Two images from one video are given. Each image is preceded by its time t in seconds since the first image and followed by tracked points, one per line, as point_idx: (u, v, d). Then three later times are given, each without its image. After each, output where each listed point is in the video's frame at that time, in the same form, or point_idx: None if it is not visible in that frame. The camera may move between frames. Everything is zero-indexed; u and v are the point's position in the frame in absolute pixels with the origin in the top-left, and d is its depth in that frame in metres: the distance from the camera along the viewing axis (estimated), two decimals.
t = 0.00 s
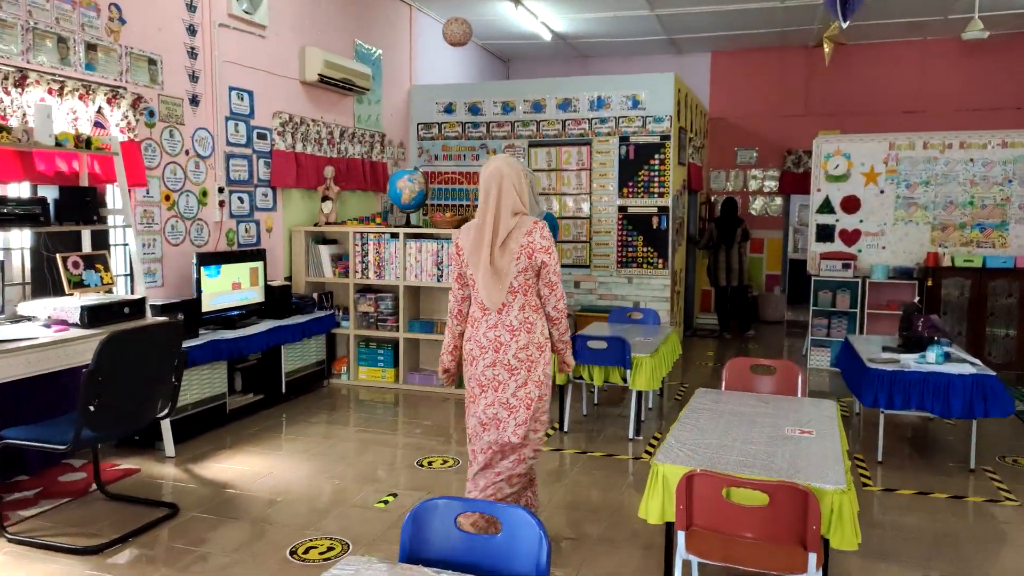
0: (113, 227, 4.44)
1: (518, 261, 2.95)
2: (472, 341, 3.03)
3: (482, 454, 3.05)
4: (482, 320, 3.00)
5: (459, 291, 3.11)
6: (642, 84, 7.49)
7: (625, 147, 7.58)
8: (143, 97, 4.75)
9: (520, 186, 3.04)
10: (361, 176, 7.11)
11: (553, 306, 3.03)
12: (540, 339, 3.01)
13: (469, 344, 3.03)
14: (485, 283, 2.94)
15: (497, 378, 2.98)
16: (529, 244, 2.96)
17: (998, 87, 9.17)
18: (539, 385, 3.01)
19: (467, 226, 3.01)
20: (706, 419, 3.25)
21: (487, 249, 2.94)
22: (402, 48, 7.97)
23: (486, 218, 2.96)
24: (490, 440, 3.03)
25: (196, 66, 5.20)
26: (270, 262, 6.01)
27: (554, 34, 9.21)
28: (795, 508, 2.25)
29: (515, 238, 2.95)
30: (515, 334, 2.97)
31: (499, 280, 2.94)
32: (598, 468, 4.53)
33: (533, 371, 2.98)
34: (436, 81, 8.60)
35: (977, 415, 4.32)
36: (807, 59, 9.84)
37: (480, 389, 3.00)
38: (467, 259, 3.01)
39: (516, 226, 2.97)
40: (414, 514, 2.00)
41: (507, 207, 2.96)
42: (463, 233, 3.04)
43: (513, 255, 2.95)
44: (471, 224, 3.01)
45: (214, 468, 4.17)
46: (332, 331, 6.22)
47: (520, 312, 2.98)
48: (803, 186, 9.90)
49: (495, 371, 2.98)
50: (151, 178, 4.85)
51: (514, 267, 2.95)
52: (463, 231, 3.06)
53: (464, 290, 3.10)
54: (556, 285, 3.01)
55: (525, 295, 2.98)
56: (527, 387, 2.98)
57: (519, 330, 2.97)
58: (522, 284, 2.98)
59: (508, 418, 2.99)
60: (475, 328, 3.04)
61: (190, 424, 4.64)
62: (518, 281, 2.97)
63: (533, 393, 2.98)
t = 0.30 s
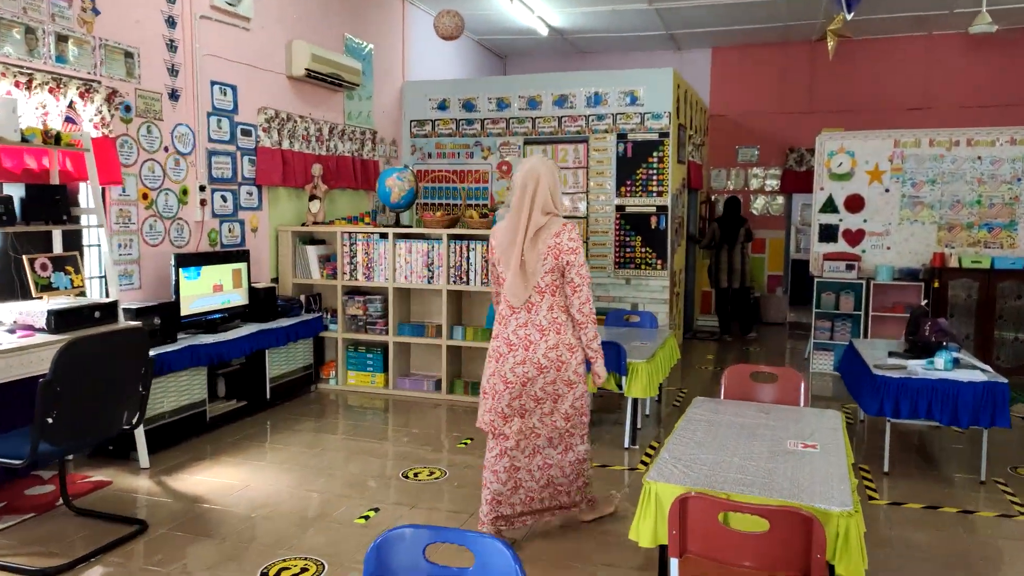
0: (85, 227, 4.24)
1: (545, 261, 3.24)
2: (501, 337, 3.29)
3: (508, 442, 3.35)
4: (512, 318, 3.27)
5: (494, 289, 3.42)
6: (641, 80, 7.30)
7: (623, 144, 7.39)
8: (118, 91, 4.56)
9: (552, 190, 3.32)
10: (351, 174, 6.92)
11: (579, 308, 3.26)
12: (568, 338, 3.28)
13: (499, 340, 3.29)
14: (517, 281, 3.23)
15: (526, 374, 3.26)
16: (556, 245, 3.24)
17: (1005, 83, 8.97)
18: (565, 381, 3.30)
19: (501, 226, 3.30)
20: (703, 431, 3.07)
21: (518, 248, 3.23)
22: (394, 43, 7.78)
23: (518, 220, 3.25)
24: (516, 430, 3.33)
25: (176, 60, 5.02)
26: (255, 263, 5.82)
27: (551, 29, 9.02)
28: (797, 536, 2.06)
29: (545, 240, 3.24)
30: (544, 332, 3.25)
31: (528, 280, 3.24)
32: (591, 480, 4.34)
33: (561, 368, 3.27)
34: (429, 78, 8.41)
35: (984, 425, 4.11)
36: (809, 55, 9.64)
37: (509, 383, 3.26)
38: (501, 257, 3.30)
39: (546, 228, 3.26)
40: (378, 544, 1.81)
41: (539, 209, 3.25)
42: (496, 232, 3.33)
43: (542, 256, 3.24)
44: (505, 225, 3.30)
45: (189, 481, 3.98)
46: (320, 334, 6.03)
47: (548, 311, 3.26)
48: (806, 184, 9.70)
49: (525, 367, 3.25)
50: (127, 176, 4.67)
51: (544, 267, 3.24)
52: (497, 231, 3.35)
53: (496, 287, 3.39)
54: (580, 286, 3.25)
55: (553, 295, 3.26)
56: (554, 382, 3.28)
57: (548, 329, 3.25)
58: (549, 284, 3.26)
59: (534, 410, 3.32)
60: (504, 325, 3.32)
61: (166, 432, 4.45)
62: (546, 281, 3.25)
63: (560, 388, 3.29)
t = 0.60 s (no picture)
0: (56, 226, 4.10)
1: (588, 253, 3.22)
2: (545, 329, 3.32)
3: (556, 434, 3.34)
4: (556, 309, 3.29)
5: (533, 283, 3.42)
6: (637, 77, 7.14)
7: (618, 142, 7.25)
8: (93, 86, 4.42)
9: (592, 181, 3.28)
10: (340, 173, 6.77)
11: (621, 297, 3.24)
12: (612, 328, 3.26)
13: (543, 331, 3.32)
14: (558, 273, 3.24)
15: (571, 365, 3.27)
16: (599, 237, 3.21)
17: (1009, 80, 8.81)
18: (611, 372, 3.25)
19: (541, 218, 3.29)
20: (694, 439, 2.92)
21: (559, 241, 3.22)
22: (386, 39, 7.64)
23: (558, 212, 3.23)
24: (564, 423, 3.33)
25: (155, 55, 4.88)
26: (239, 263, 5.68)
27: (546, 25, 8.88)
28: (789, 557, 1.90)
29: (586, 230, 3.22)
30: (587, 323, 3.25)
31: (571, 272, 3.23)
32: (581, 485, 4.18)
33: (605, 359, 3.25)
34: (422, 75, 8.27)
35: (988, 431, 3.95)
36: (810, 51, 9.48)
37: (556, 374, 3.30)
38: (541, 251, 3.30)
39: (588, 220, 3.24)
40: (327, 567, 1.66)
41: (578, 201, 3.22)
42: (536, 225, 3.32)
43: (583, 247, 3.22)
44: (544, 217, 3.29)
45: (161, 489, 3.83)
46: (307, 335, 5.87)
47: (591, 302, 3.25)
48: (807, 183, 9.54)
49: (568, 358, 3.27)
50: (102, 174, 4.53)
51: (585, 258, 3.22)
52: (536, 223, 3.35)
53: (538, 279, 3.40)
54: (624, 276, 3.22)
55: (594, 287, 3.25)
56: (599, 374, 3.25)
57: (591, 320, 3.25)
58: (591, 275, 3.25)
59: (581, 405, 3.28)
60: (548, 316, 3.34)
61: (141, 438, 4.31)
62: (588, 272, 3.24)
63: (605, 380, 3.24)
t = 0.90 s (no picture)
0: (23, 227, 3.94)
1: (612, 255, 3.25)
2: (566, 330, 3.34)
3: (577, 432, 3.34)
4: (577, 311, 3.31)
5: (552, 284, 3.39)
6: (632, 72, 6.98)
7: (613, 139, 7.09)
8: (63, 81, 4.27)
9: (614, 185, 3.32)
10: (328, 171, 6.62)
11: (643, 298, 3.32)
12: (632, 328, 3.29)
13: (564, 332, 3.35)
14: (582, 275, 3.26)
15: (592, 366, 3.29)
16: (622, 239, 3.26)
17: (1014, 75, 8.61)
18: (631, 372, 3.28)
19: (564, 221, 3.31)
20: (679, 450, 2.75)
21: (584, 244, 3.24)
22: (376, 34, 7.49)
23: (582, 216, 3.25)
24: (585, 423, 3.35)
25: (130, 49, 4.73)
26: (219, 263, 5.51)
27: (541, 21, 8.72)
28: None
29: (609, 233, 3.25)
30: (607, 324, 3.28)
31: (596, 273, 3.25)
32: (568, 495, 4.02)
33: (623, 358, 3.26)
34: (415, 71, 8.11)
35: (993, 440, 3.77)
36: (810, 46, 9.31)
37: (576, 375, 3.32)
38: (563, 252, 3.30)
39: (612, 222, 3.27)
40: None
41: (602, 205, 3.24)
42: (558, 228, 3.33)
43: (605, 250, 3.25)
44: (567, 221, 3.31)
45: (129, 501, 3.68)
46: (291, 338, 5.71)
47: (611, 303, 3.28)
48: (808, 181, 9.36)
49: (589, 359, 3.29)
50: (74, 172, 4.39)
51: (609, 261, 3.25)
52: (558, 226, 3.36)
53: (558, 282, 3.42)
54: (646, 279, 3.30)
55: (617, 288, 3.28)
56: (618, 373, 3.26)
57: (611, 320, 3.27)
58: (613, 277, 3.28)
59: (601, 404, 3.29)
60: (568, 318, 3.36)
61: (113, 446, 4.17)
62: (610, 274, 3.27)
63: (625, 379, 3.25)
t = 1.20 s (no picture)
0: None
1: (635, 250, 3.28)
2: (589, 323, 3.36)
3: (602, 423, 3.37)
4: (600, 304, 3.33)
5: (575, 278, 3.44)
6: (631, 68, 6.81)
7: (612, 137, 6.91)
8: (35, 76, 4.12)
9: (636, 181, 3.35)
10: (319, 170, 6.46)
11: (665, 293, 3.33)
12: (656, 321, 3.32)
13: (587, 325, 3.36)
14: (606, 269, 3.29)
15: (617, 358, 3.30)
16: (644, 235, 3.28)
17: None
18: (655, 364, 3.31)
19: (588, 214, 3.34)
20: (670, 465, 2.57)
21: (608, 237, 3.27)
22: (370, 30, 7.33)
23: (607, 211, 3.29)
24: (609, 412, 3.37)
25: (109, 43, 4.58)
26: (203, 264, 5.35)
27: (540, 17, 8.55)
28: None
29: (631, 228, 3.28)
30: (632, 318, 3.30)
31: (620, 267, 3.27)
32: (559, 506, 3.84)
33: (650, 351, 3.29)
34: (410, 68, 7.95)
35: (1005, 451, 3.58)
36: (815, 43, 9.11)
37: (600, 366, 3.33)
38: (588, 247, 3.34)
39: (633, 217, 3.31)
40: None
41: (627, 200, 3.27)
42: (582, 222, 3.36)
43: (629, 245, 3.28)
44: (591, 215, 3.33)
45: (98, 513, 3.53)
46: (278, 341, 5.55)
47: (635, 298, 3.30)
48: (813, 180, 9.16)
49: (615, 351, 3.30)
50: (49, 170, 4.24)
51: (634, 254, 3.27)
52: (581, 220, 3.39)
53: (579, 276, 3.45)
54: (666, 273, 3.31)
55: (640, 282, 3.30)
56: (644, 365, 3.30)
57: (635, 315, 3.29)
58: (636, 272, 3.30)
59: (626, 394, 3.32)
60: (590, 311, 3.38)
61: (87, 455, 4.02)
62: (633, 269, 3.29)
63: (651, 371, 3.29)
